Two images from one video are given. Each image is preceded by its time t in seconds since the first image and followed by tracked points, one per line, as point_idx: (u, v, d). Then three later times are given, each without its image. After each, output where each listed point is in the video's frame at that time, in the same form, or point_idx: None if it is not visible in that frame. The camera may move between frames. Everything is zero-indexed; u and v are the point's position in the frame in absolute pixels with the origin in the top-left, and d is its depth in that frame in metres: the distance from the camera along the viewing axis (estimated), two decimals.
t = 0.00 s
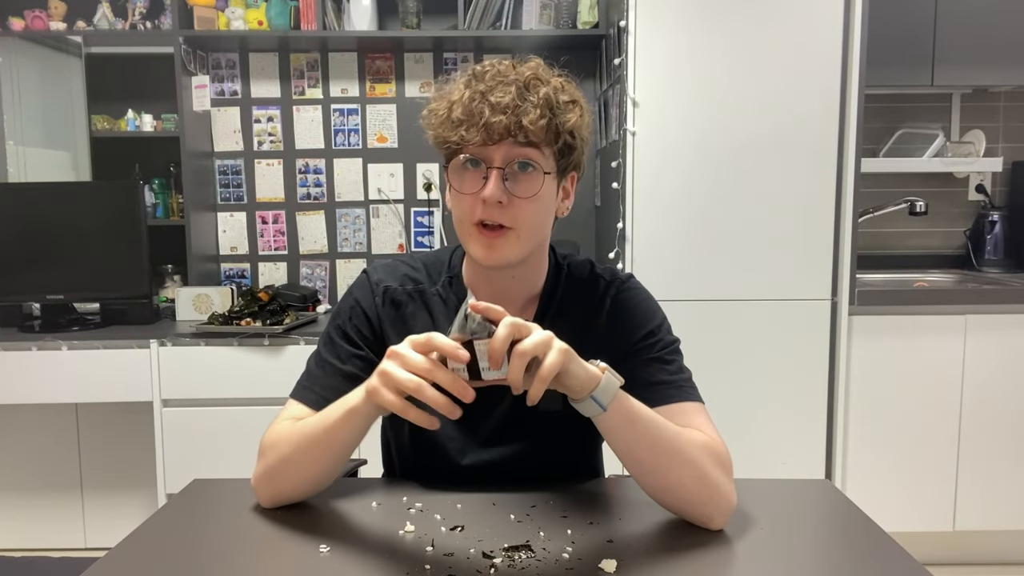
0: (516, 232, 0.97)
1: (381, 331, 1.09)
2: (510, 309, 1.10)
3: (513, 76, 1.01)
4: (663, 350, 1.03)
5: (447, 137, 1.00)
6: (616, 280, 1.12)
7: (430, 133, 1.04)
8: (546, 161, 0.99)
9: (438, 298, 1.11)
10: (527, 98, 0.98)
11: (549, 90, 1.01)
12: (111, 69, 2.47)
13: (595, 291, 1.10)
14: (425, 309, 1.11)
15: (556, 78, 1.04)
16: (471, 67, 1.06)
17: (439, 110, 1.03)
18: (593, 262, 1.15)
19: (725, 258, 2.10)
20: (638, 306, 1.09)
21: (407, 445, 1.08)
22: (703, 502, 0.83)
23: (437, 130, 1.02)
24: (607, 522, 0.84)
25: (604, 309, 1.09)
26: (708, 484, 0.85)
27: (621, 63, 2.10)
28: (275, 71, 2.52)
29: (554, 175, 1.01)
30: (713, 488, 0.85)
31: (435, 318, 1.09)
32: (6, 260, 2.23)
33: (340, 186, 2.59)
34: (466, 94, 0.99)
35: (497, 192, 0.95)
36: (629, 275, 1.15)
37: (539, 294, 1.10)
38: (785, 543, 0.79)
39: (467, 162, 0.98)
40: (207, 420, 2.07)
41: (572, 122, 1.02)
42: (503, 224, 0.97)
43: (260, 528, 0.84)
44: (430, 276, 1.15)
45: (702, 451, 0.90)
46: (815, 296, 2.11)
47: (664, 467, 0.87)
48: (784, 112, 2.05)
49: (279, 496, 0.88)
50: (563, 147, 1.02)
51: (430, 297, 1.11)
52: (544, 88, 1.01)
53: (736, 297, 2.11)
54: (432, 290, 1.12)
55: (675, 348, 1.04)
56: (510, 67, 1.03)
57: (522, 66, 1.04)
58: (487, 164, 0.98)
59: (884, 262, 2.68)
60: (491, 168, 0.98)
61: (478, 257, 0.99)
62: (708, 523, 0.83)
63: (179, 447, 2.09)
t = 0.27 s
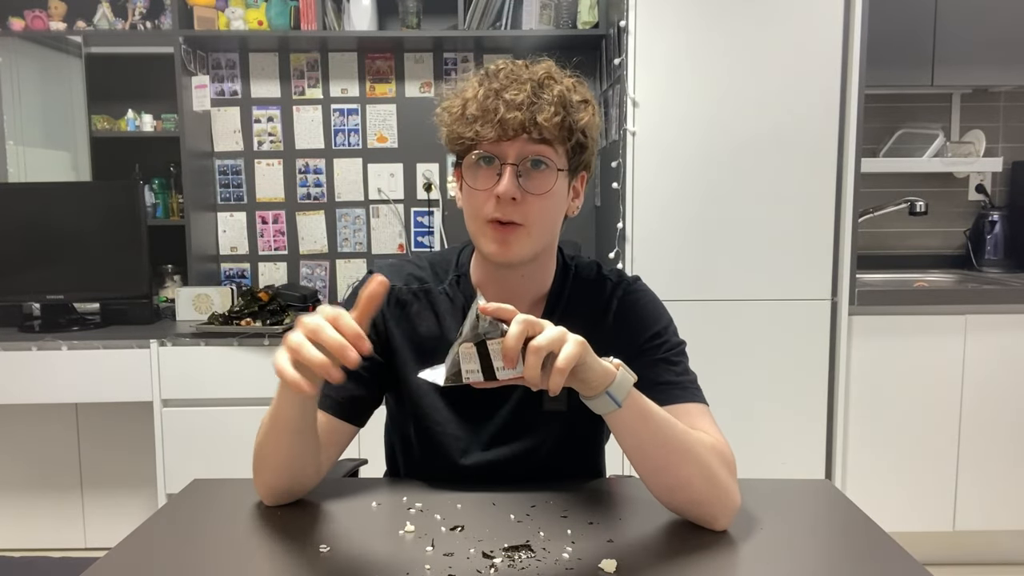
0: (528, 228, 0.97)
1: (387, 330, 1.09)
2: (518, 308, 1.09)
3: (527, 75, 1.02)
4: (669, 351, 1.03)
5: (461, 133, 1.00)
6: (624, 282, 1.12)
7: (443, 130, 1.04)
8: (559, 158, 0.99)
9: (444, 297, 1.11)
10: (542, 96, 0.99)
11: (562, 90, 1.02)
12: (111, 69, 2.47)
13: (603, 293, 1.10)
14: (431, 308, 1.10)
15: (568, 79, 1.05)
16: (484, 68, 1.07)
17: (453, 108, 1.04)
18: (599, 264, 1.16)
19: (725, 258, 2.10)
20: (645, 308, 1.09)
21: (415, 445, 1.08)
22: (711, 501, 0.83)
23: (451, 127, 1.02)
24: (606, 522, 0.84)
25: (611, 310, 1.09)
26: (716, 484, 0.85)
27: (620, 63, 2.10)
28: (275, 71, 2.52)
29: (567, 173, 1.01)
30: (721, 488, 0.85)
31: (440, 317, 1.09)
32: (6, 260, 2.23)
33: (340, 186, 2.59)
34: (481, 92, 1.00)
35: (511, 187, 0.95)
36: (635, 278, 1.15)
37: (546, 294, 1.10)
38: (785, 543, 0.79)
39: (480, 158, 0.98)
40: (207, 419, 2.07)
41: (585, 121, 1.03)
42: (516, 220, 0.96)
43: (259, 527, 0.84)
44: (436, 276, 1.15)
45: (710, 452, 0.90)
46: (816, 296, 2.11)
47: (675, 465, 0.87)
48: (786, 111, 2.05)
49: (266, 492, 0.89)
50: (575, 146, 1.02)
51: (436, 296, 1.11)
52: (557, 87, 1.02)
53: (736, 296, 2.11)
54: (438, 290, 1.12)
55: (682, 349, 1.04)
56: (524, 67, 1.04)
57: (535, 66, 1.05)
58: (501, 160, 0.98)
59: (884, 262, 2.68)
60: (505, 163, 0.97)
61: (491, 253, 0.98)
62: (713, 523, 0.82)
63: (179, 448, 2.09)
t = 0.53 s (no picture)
0: (532, 234, 0.97)
1: (386, 331, 1.09)
2: (520, 309, 1.09)
3: (531, 79, 1.01)
4: (671, 351, 1.03)
5: (465, 138, 0.99)
6: (625, 282, 1.12)
7: (445, 133, 1.03)
8: (563, 165, 0.99)
9: (445, 299, 1.11)
10: (547, 100, 0.98)
11: (567, 94, 1.01)
12: (111, 69, 2.47)
13: (604, 293, 1.11)
14: (431, 310, 1.10)
15: (572, 81, 1.04)
16: (487, 68, 1.06)
17: (455, 110, 1.03)
18: (600, 264, 1.16)
19: (725, 258, 2.10)
20: (647, 308, 1.09)
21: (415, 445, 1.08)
22: (715, 505, 0.83)
23: (454, 130, 1.01)
24: (606, 523, 0.84)
25: (612, 310, 1.09)
26: (719, 487, 0.85)
27: (621, 63, 2.10)
28: (275, 71, 2.52)
29: (571, 178, 1.01)
30: (724, 492, 0.85)
31: (440, 320, 1.09)
32: (6, 261, 2.23)
33: (340, 186, 2.59)
34: (485, 96, 0.99)
35: (516, 194, 0.95)
36: (637, 278, 1.15)
37: (550, 294, 1.09)
38: (785, 544, 0.79)
39: (484, 163, 0.98)
40: (207, 420, 2.07)
41: (590, 126, 1.02)
42: (520, 226, 0.96)
43: (259, 527, 0.84)
44: (437, 277, 1.15)
45: (713, 457, 0.90)
46: (816, 296, 2.11)
47: (679, 470, 0.87)
48: (786, 111, 2.05)
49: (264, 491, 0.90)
50: (579, 151, 1.02)
51: (436, 298, 1.11)
52: (562, 91, 1.01)
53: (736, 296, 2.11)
54: (439, 292, 1.12)
55: (683, 350, 1.04)
56: (528, 69, 1.03)
57: (539, 68, 1.04)
58: (505, 166, 0.97)
59: (885, 262, 2.68)
60: (509, 169, 0.97)
61: (494, 259, 0.98)
62: (715, 525, 0.83)
63: (179, 448, 2.09)
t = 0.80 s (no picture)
0: (527, 247, 0.98)
1: (381, 333, 1.09)
2: (512, 316, 1.10)
3: (522, 86, 0.99)
4: (670, 352, 1.02)
5: (456, 151, 0.98)
6: (621, 282, 1.12)
7: (435, 144, 1.02)
8: (557, 176, 0.99)
9: (439, 300, 1.12)
10: (538, 110, 0.97)
11: (559, 102, 1.00)
12: (111, 69, 2.46)
13: (599, 293, 1.11)
14: (426, 312, 1.11)
15: (562, 85, 1.03)
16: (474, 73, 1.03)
17: (443, 120, 1.01)
18: (594, 264, 1.16)
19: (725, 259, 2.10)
20: (643, 308, 1.08)
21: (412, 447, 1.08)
22: (719, 506, 0.83)
23: (444, 141, 1.00)
24: (606, 523, 0.84)
25: (608, 310, 1.09)
26: (722, 488, 0.85)
27: (621, 63, 2.10)
28: (275, 71, 2.52)
29: (564, 188, 1.01)
30: (727, 493, 0.85)
31: (435, 321, 1.10)
32: (6, 261, 2.23)
33: (340, 186, 2.59)
34: (475, 106, 0.97)
35: (510, 211, 0.95)
36: (632, 278, 1.15)
37: (542, 300, 1.10)
38: (785, 544, 0.79)
39: (477, 177, 0.98)
40: (207, 420, 2.07)
41: (582, 132, 1.02)
42: (515, 240, 0.97)
43: (259, 527, 0.84)
44: (431, 280, 1.15)
45: (714, 458, 0.90)
46: (816, 296, 2.11)
47: (681, 473, 0.87)
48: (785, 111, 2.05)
49: (258, 486, 0.91)
50: (573, 159, 1.02)
51: (431, 300, 1.12)
52: (553, 99, 1.00)
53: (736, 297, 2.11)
54: (433, 293, 1.13)
55: (682, 350, 1.03)
56: (517, 74, 1.02)
57: (528, 72, 1.02)
58: (498, 181, 0.97)
59: (885, 262, 2.68)
60: (503, 184, 0.97)
61: (489, 271, 0.99)
62: (720, 527, 0.82)
63: (179, 448, 2.09)
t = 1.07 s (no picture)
0: (523, 248, 0.98)
1: (379, 333, 1.09)
2: (510, 319, 1.10)
3: (513, 88, 0.99)
4: (668, 352, 1.02)
5: (448, 155, 0.98)
6: (619, 283, 1.12)
7: (427, 148, 1.02)
8: (550, 178, 0.99)
9: (437, 301, 1.12)
10: (530, 112, 0.97)
11: (550, 104, 0.99)
12: (110, 69, 2.46)
13: (598, 293, 1.11)
14: (424, 313, 1.11)
15: (553, 86, 1.02)
16: (465, 76, 1.03)
17: (435, 124, 1.01)
18: (592, 264, 1.16)
19: (724, 258, 2.10)
20: (642, 308, 1.08)
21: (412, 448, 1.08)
22: (720, 507, 0.83)
23: (435, 145, 1.00)
24: (606, 523, 0.84)
25: (606, 311, 1.09)
26: (722, 488, 0.85)
27: (620, 63, 2.10)
28: (275, 71, 2.52)
29: (558, 189, 1.01)
30: (727, 493, 0.85)
31: (433, 322, 1.10)
32: (6, 261, 2.23)
33: (340, 186, 2.59)
34: (466, 110, 0.97)
35: (504, 213, 0.95)
36: (630, 277, 1.15)
37: (540, 302, 1.10)
38: (784, 544, 0.79)
39: (471, 180, 0.98)
40: (207, 420, 2.07)
41: (574, 132, 1.02)
42: (511, 242, 0.97)
43: (258, 527, 0.84)
44: (430, 280, 1.16)
45: (714, 459, 0.90)
46: (815, 296, 2.11)
47: (681, 474, 0.86)
48: (785, 111, 2.05)
49: (255, 487, 0.91)
50: (566, 159, 1.02)
51: (430, 301, 1.12)
52: (545, 101, 1.00)
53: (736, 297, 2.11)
54: (432, 294, 1.13)
55: (681, 350, 1.03)
56: (508, 76, 1.01)
57: (519, 74, 1.02)
58: (492, 184, 0.97)
59: (885, 262, 2.68)
60: (496, 188, 0.97)
61: (485, 274, 0.99)
62: (720, 528, 0.83)
63: (179, 448, 2.09)
